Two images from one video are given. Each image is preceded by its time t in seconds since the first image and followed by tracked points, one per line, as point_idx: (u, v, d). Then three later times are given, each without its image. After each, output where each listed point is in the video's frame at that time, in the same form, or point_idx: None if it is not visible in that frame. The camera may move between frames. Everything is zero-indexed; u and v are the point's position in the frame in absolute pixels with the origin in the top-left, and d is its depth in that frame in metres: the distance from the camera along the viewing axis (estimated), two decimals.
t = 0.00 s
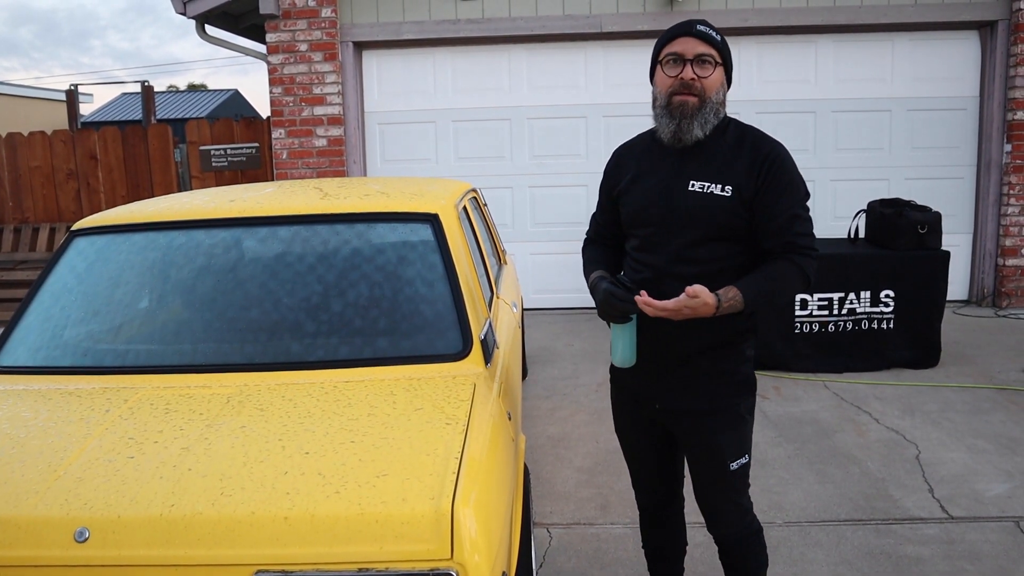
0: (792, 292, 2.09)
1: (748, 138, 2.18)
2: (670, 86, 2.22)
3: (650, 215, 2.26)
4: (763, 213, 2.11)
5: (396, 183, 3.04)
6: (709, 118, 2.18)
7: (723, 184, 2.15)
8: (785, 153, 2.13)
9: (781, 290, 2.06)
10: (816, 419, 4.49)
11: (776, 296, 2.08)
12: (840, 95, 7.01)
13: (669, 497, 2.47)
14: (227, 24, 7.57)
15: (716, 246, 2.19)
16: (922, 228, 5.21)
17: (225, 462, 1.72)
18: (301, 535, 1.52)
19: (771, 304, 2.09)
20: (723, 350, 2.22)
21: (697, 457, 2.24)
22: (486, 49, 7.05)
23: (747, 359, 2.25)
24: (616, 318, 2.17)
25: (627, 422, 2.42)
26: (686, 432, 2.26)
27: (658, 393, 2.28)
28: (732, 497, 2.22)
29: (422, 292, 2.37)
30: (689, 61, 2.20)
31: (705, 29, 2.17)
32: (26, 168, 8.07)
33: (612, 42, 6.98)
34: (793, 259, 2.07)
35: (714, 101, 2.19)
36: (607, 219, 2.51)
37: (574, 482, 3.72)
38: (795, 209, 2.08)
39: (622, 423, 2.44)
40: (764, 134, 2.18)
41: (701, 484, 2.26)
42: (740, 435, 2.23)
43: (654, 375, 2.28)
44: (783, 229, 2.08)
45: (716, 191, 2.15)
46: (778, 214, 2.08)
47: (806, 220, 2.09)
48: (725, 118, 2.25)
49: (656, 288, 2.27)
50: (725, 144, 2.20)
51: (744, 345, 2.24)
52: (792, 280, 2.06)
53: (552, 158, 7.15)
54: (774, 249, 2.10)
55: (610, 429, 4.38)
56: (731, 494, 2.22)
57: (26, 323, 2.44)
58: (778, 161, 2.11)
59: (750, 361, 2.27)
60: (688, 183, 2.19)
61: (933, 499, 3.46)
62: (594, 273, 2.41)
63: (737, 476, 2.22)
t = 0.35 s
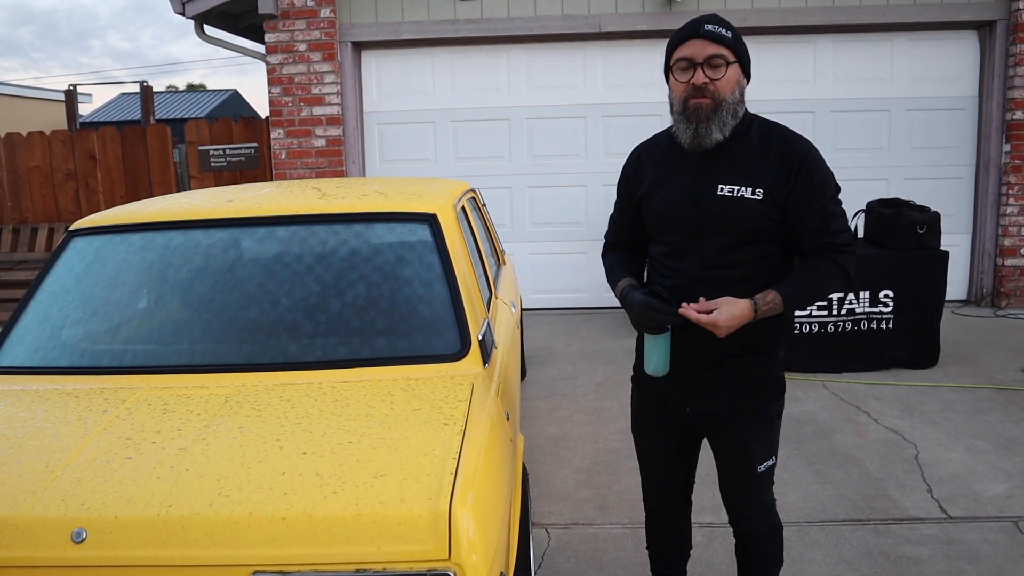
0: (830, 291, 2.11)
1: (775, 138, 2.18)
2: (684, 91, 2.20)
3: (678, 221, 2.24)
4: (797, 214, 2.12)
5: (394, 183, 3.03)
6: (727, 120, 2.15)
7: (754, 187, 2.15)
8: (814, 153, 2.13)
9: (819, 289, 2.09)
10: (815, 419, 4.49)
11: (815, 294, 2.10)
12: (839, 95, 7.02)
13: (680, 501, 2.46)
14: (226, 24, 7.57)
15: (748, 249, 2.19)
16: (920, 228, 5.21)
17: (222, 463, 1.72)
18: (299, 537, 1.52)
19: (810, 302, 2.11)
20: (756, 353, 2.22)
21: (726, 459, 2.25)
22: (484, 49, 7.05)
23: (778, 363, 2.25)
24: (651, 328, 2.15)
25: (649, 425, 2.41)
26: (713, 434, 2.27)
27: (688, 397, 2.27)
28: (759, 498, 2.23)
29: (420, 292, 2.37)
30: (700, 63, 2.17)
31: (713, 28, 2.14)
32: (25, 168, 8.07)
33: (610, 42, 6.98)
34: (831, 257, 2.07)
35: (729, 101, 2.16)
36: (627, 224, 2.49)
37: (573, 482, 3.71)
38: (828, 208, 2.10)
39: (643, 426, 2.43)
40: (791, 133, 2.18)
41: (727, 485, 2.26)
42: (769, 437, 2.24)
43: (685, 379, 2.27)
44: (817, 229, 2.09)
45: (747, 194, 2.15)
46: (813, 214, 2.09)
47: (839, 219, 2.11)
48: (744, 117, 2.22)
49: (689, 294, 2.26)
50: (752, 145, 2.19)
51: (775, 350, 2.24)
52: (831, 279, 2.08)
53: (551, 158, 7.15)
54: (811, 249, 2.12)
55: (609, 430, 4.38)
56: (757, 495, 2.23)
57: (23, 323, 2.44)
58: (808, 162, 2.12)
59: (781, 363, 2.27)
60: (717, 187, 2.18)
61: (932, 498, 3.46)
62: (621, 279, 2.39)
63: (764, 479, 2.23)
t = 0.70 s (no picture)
0: (836, 291, 2.07)
1: (782, 139, 2.16)
2: (683, 104, 2.24)
3: (690, 221, 2.28)
4: (803, 215, 2.11)
5: (393, 184, 3.02)
6: (725, 127, 2.16)
7: (760, 189, 2.15)
8: (825, 154, 2.11)
9: (823, 285, 2.04)
10: (814, 419, 4.49)
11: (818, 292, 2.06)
12: (838, 95, 7.02)
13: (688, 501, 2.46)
14: (226, 24, 7.57)
15: (756, 250, 2.19)
16: (919, 227, 5.23)
17: (222, 463, 1.72)
18: (299, 537, 1.52)
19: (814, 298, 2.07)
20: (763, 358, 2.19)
21: (731, 462, 2.25)
22: (484, 48, 7.05)
23: (789, 369, 2.21)
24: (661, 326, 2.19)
25: (657, 422, 2.44)
26: (720, 437, 2.27)
27: (694, 397, 2.29)
28: (763, 504, 2.22)
29: (420, 292, 2.37)
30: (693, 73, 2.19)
31: (700, 39, 2.15)
32: (24, 168, 8.06)
33: (610, 41, 6.98)
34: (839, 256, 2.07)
35: (726, 108, 2.16)
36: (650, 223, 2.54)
37: (572, 482, 3.72)
38: (836, 208, 2.07)
39: (654, 423, 2.46)
40: (803, 132, 2.16)
41: (733, 489, 2.27)
42: (775, 444, 2.22)
43: (692, 379, 2.29)
44: (824, 229, 2.08)
45: (752, 196, 2.16)
46: (819, 214, 2.08)
47: (847, 220, 2.08)
48: (751, 119, 2.20)
49: (698, 293, 2.26)
50: (761, 146, 2.19)
51: (785, 355, 2.20)
52: (835, 279, 2.05)
53: (550, 158, 7.15)
54: (819, 249, 2.10)
55: (608, 429, 4.39)
56: (762, 500, 2.22)
57: (23, 323, 2.44)
58: (816, 162, 2.10)
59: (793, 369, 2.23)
60: (724, 189, 2.20)
61: (930, 498, 3.47)
62: (638, 277, 2.44)
63: (768, 485, 2.21)
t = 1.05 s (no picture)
0: (826, 296, 2.05)
1: (785, 135, 2.15)
2: (690, 102, 2.24)
3: (689, 221, 2.29)
4: (797, 216, 2.09)
5: (392, 183, 3.02)
6: (736, 121, 2.16)
7: (755, 188, 2.14)
8: (823, 153, 2.08)
9: (810, 291, 2.03)
10: (814, 419, 4.49)
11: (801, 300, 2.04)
12: (838, 95, 7.02)
13: (691, 503, 2.46)
14: (226, 24, 7.56)
15: (753, 250, 2.18)
16: (919, 227, 5.24)
17: (222, 464, 1.72)
18: (298, 538, 1.52)
19: (798, 304, 2.05)
20: (762, 360, 2.19)
21: (730, 464, 2.25)
22: (484, 48, 7.05)
23: (790, 371, 2.19)
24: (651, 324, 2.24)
25: (660, 421, 2.46)
26: (720, 438, 2.27)
27: (693, 398, 2.31)
28: (762, 508, 2.21)
29: (420, 292, 2.37)
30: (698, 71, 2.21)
31: (701, 35, 2.16)
32: (24, 169, 8.06)
33: (610, 41, 6.98)
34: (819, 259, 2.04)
35: (736, 101, 2.17)
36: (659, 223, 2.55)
37: (572, 483, 3.71)
38: (828, 210, 2.04)
39: (657, 423, 2.47)
40: (804, 131, 2.14)
41: (733, 491, 2.26)
42: (775, 448, 2.20)
43: (693, 378, 2.30)
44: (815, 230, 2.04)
45: (748, 195, 2.15)
46: (809, 215, 2.06)
47: (841, 222, 2.04)
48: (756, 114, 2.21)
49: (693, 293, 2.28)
50: (763, 144, 2.18)
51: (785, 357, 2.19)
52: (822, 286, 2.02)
53: (550, 158, 7.15)
54: (808, 247, 2.06)
55: (608, 430, 4.38)
56: (761, 504, 2.21)
57: (22, 323, 2.44)
58: (812, 161, 2.08)
59: (795, 373, 2.20)
60: (722, 188, 2.20)
61: (931, 498, 3.46)
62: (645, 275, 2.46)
63: (767, 489, 2.20)
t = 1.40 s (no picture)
0: (834, 294, 2.06)
1: (783, 135, 2.16)
2: (686, 101, 2.24)
3: (685, 223, 2.27)
4: (800, 215, 2.09)
5: (394, 183, 3.02)
6: (734, 120, 2.17)
7: (755, 189, 2.14)
8: (823, 154, 2.09)
9: (818, 291, 2.04)
10: (815, 419, 4.49)
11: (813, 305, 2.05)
12: (838, 95, 7.02)
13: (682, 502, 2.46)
14: (226, 24, 7.57)
15: (754, 251, 2.17)
16: (919, 228, 5.24)
17: (223, 464, 1.72)
18: (299, 538, 1.52)
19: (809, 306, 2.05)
20: (765, 360, 2.19)
21: (731, 464, 2.24)
22: (484, 49, 7.05)
23: (789, 369, 2.21)
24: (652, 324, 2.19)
25: (656, 423, 2.43)
26: (720, 439, 2.27)
27: (694, 399, 2.28)
28: (764, 506, 2.21)
29: (421, 293, 2.37)
30: (695, 69, 2.21)
31: (700, 34, 2.17)
32: (24, 169, 8.06)
33: (610, 41, 6.98)
34: (827, 262, 2.05)
35: (732, 101, 2.19)
36: (650, 226, 2.54)
37: (573, 483, 3.71)
38: (831, 209, 2.05)
39: (649, 426, 2.46)
40: (801, 131, 2.16)
41: (733, 491, 2.26)
42: (776, 446, 2.21)
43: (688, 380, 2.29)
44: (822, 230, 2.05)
45: (748, 196, 2.14)
46: (813, 214, 2.07)
47: (845, 220, 2.06)
48: (752, 115, 2.22)
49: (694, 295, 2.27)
50: (761, 143, 2.18)
51: (784, 356, 2.20)
52: (830, 285, 2.04)
53: (550, 158, 7.15)
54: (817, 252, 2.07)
55: (608, 430, 4.39)
56: (763, 502, 2.21)
57: (23, 323, 2.44)
58: (812, 160, 2.09)
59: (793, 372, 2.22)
60: (720, 189, 2.19)
61: (931, 498, 3.46)
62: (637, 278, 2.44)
63: (770, 487, 2.20)
